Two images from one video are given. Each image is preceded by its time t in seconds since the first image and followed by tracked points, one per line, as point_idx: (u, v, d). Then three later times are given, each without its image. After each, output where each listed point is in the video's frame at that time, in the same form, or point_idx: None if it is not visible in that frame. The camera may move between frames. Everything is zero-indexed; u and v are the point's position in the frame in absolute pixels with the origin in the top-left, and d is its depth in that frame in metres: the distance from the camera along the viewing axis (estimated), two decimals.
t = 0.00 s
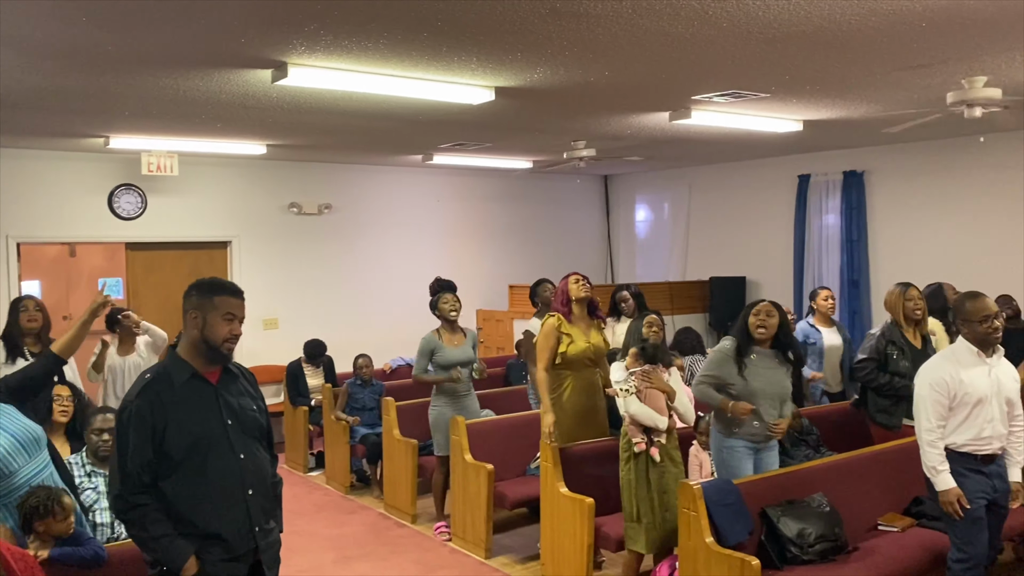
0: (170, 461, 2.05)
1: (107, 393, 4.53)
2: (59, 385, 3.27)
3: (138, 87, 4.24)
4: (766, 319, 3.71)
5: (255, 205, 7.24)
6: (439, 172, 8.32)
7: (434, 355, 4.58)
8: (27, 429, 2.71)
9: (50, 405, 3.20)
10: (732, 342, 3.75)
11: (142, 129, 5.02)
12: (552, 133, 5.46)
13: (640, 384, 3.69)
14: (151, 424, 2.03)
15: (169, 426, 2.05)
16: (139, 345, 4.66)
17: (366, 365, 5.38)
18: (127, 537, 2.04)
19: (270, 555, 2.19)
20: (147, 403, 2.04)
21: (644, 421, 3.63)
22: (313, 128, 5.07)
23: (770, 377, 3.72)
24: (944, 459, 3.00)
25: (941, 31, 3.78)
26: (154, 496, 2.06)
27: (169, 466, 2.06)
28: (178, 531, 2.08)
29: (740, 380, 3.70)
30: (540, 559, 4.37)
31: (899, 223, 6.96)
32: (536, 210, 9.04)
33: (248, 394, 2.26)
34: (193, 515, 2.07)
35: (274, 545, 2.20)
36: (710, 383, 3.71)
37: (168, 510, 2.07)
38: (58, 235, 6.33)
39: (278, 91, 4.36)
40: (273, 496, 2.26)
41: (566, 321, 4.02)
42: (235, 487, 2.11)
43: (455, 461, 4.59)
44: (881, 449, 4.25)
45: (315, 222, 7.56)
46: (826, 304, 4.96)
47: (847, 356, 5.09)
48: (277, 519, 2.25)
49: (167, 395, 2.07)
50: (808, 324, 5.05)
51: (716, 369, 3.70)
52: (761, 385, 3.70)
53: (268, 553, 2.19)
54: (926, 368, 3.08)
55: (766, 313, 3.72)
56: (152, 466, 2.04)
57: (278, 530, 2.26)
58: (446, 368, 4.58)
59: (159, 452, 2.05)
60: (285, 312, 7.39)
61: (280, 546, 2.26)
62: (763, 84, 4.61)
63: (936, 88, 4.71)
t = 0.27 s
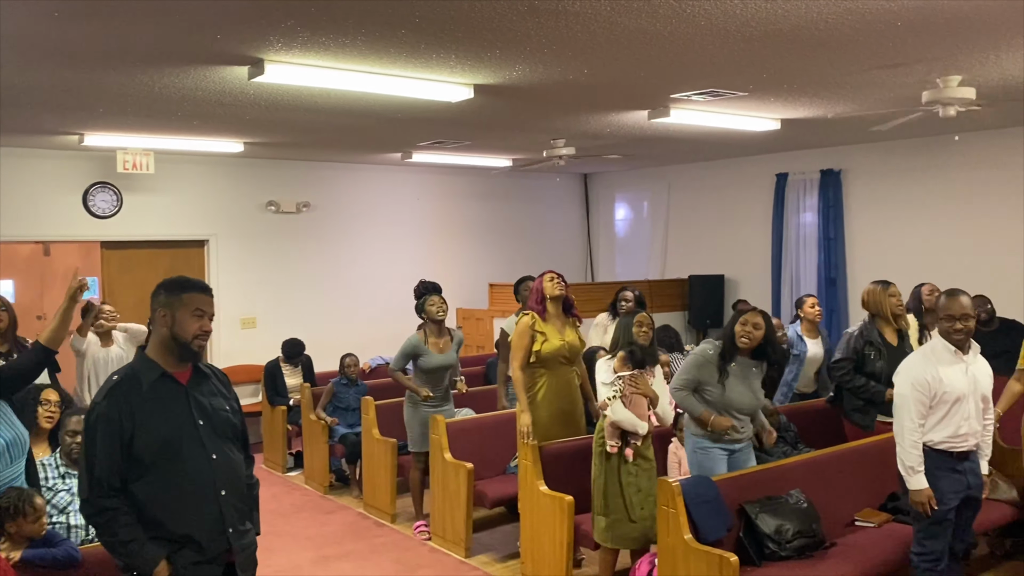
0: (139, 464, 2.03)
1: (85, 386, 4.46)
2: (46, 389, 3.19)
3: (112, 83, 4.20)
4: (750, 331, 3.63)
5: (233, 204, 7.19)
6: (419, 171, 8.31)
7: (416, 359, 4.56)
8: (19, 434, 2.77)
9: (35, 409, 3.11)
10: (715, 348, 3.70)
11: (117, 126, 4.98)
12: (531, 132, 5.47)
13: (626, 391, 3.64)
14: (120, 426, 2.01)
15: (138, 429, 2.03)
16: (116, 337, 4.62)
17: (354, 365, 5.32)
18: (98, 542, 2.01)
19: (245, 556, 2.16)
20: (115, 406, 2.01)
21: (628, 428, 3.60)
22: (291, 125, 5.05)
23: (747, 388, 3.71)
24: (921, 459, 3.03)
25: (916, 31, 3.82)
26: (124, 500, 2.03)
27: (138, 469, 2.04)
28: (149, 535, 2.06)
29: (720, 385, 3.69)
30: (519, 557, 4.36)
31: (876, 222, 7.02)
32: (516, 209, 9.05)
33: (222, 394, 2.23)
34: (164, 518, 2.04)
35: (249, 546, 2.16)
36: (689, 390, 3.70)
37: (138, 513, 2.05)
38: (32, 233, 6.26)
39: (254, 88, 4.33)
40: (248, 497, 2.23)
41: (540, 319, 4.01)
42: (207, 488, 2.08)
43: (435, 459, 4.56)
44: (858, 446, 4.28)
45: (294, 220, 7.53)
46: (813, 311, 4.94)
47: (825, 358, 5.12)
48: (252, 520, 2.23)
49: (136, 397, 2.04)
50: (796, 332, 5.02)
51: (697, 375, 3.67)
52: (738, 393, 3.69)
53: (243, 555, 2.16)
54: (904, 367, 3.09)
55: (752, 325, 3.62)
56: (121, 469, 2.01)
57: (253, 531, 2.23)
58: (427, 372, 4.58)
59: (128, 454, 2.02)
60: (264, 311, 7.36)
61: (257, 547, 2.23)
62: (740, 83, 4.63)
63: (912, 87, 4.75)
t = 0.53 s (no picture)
0: (95, 465, 2.00)
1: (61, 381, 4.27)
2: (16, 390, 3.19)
3: (86, 81, 4.15)
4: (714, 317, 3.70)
5: (209, 203, 7.14)
6: (398, 169, 8.29)
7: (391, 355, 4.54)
8: None
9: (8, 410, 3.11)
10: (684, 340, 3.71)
11: (91, 124, 4.93)
12: (510, 130, 5.47)
13: (609, 391, 3.63)
14: (77, 426, 1.98)
15: (95, 429, 2.01)
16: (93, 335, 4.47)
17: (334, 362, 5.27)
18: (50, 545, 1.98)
19: (204, 563, 2.13)
20: (73, 406, 1.99)
21: (612, 428, 3.61)
22: (268, 123, 5.02)
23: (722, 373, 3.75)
24: (900, 453, 3.05)
25: (890, 30, 3.85)
26: (79, 503, 2.00)
27: (95, 471, 2.01)
28: (103, 539, 2.03)
29: (700, 373, 3.71)
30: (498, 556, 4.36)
31: (853, 220, 7.08)
32: (496, 207, 9.06)
33: (187, 396, 2.21)
34: (119, 521, 2.02)
35: (209, 553, 2.14)
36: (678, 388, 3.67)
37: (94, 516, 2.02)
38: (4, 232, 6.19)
39: (230, 86, 4.30)
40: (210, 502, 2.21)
41: (512, 319, 4.02)
42: (165, 491, 2.06)
43: (414, 459, 4.54)
44: (834, 442, 4.31)
45: (271, 219, 7.48)
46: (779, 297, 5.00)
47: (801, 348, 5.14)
48: (214, 526, 2.20)
49: (94, 396, 2.02)
50: (762, 318, 5.08)
51: (681, 369, 3.67)
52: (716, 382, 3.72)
53: (201, 562, 2.12)
54: (881, 362, 3.10)
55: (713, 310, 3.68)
56: (77, 471, 1.98)
57: (217, 538, 2.20)
58: (403, 367, 4.56)
59: (84, 455, 2.00)
60: (242, 311, 7.32)
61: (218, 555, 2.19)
62: (717, 82, 4.65)
63: (886, 86, 4.79)
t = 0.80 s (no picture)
0: (47, 468, 1.99)
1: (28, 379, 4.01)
2: None
3: (56, 77, 4.10)
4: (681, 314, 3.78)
5: (184, 201, 7.08)
6: (375, 166, 8.27)
7: (366, 351, 4.54)
8: None
9: None
10: (660, 339, 3.72)
11: (62, 121, 4.88)
12: (487, 128, 5.46)
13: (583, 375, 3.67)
14: (29, 428, 1.98)
15: (47, 431, 1.99)
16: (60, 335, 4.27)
17: (304, 361, 5.28)
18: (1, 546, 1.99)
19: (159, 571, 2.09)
20: (25, 407, 1.99)
21: (593, 413, 3.61)
22: (244, 121, 4.98)
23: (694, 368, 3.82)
24: (878, 450, 3.06)
25: (863, 29, 3.88)
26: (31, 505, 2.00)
27: (48, 473, 2.00)
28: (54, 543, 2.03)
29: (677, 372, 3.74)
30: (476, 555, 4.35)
31: (829, 218, 7.13)
32: (476, 205, 9.05)
33: (151, 399, 2.18)
34: (69, 526, 2.01)
35: (163, 560, 2.10)
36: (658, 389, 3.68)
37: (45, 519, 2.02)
38: None
39: (205, 83, 4.26)
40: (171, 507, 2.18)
41: (483, 318, 4.02)
42: (117, 497, 2.04)
43: (392, 458, 4.51)
44: (809, 439, 4.34)
45: (248, 217, 7.43)
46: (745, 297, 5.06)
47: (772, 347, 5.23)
48: (173, 532, 2.17)
49: (49, 398, 2.01)
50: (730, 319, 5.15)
51: (657, 369, 3.69)
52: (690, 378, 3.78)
53: (155, 570, 2.09)
54: (853, 362, 3.13)
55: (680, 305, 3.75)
56: (29, 473, 1.98)
57: (177, 546, 2.17)
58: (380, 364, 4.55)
59: (36, 457, 1.99)
60: (219, 310, 7.26)
61: (177, 562, 2.16)
62: (694, 80, 4.67)
63: (860, 85, 4.83)
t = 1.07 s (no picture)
0: None
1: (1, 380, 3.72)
2: None
3: (26, 73, 4.04)
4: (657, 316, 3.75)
5: (158, 199, 7.01)
6: (353, 164, 8.24)
7: (345, 352, 4.54)
8: None
9: None
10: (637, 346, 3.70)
11: (32, 118, 4.81)
12: (464, 126, 5.45)
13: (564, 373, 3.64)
14: None
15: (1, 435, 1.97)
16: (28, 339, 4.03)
17: (269, 361, 5.21)
18: None
19: None
20: None
21: (575, 411, 3.63)
22: (217, 118, 4.94)
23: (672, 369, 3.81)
24: (849, 440, 3.09)
25: (837, 28, 3.90)
26: None
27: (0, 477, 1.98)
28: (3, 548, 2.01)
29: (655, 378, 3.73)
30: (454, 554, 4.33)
31: (805, 217, 7.19)
32: (454, 204, 9.05)
33: (114, 402, 2.15)
34: (19, 532, 1.99)
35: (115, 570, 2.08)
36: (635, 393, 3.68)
37: None
38: None
39: (179, 80, 4.22)
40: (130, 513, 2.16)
41: (455, 317, 4.00)
42: (68, 504, 2.02)
43: (369, 458, 4.49)
44: (784, 437, 4.36)
45: (224, 215, 7.38)
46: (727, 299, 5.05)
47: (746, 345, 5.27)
48: (128, 540, 2.15)
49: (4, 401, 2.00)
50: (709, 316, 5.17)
51: (635, 377, 3.67)
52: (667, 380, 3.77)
53: None
54: (825, 356, 3.16)
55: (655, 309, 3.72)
56: None
57: (133, 554, 2.15)
58: (359, 364, 4.54)
59: None
60: (196, 310, 7.21)
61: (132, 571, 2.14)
62: (671, 79, 4.68)
63: (836, 84, 4.87)
